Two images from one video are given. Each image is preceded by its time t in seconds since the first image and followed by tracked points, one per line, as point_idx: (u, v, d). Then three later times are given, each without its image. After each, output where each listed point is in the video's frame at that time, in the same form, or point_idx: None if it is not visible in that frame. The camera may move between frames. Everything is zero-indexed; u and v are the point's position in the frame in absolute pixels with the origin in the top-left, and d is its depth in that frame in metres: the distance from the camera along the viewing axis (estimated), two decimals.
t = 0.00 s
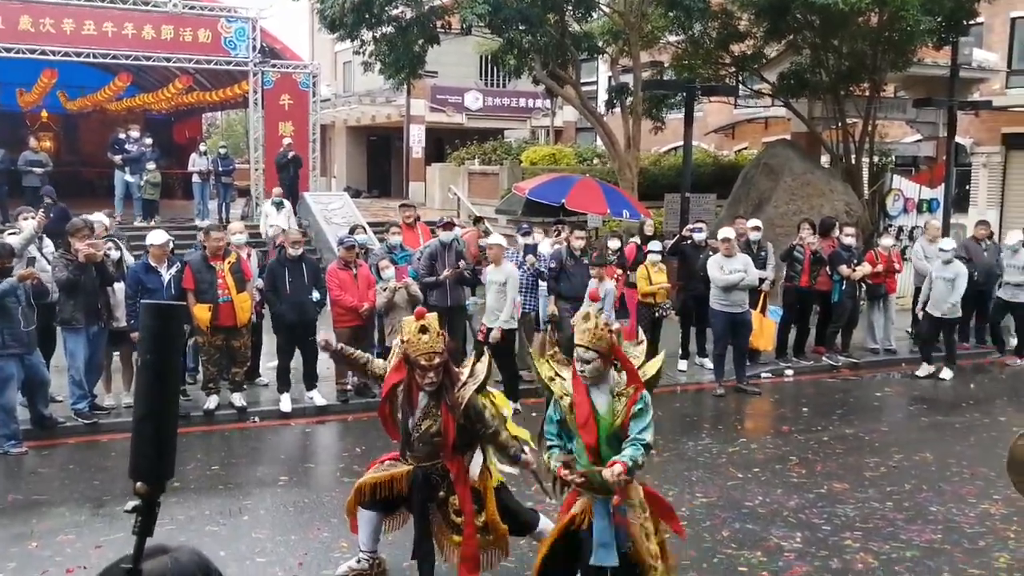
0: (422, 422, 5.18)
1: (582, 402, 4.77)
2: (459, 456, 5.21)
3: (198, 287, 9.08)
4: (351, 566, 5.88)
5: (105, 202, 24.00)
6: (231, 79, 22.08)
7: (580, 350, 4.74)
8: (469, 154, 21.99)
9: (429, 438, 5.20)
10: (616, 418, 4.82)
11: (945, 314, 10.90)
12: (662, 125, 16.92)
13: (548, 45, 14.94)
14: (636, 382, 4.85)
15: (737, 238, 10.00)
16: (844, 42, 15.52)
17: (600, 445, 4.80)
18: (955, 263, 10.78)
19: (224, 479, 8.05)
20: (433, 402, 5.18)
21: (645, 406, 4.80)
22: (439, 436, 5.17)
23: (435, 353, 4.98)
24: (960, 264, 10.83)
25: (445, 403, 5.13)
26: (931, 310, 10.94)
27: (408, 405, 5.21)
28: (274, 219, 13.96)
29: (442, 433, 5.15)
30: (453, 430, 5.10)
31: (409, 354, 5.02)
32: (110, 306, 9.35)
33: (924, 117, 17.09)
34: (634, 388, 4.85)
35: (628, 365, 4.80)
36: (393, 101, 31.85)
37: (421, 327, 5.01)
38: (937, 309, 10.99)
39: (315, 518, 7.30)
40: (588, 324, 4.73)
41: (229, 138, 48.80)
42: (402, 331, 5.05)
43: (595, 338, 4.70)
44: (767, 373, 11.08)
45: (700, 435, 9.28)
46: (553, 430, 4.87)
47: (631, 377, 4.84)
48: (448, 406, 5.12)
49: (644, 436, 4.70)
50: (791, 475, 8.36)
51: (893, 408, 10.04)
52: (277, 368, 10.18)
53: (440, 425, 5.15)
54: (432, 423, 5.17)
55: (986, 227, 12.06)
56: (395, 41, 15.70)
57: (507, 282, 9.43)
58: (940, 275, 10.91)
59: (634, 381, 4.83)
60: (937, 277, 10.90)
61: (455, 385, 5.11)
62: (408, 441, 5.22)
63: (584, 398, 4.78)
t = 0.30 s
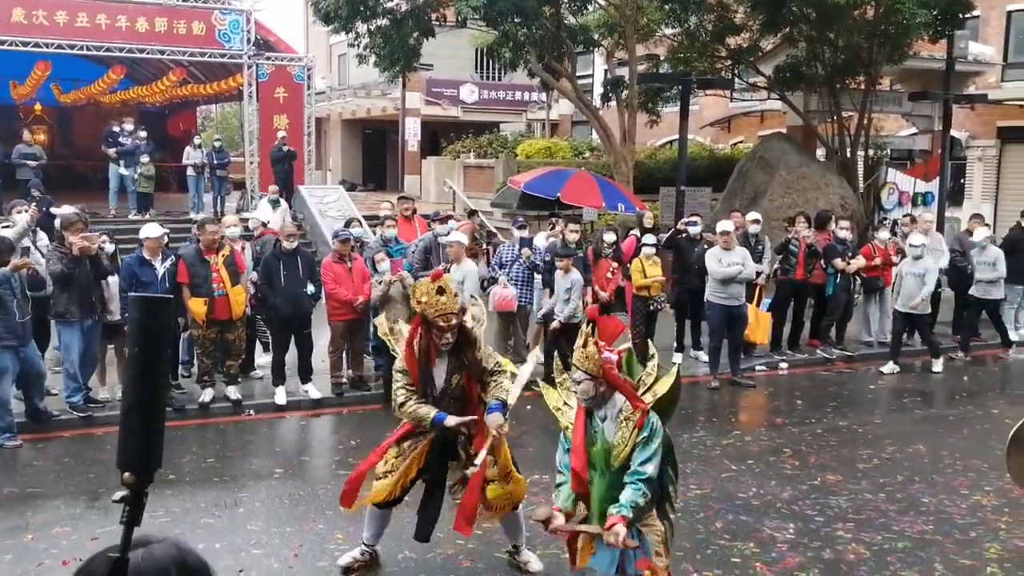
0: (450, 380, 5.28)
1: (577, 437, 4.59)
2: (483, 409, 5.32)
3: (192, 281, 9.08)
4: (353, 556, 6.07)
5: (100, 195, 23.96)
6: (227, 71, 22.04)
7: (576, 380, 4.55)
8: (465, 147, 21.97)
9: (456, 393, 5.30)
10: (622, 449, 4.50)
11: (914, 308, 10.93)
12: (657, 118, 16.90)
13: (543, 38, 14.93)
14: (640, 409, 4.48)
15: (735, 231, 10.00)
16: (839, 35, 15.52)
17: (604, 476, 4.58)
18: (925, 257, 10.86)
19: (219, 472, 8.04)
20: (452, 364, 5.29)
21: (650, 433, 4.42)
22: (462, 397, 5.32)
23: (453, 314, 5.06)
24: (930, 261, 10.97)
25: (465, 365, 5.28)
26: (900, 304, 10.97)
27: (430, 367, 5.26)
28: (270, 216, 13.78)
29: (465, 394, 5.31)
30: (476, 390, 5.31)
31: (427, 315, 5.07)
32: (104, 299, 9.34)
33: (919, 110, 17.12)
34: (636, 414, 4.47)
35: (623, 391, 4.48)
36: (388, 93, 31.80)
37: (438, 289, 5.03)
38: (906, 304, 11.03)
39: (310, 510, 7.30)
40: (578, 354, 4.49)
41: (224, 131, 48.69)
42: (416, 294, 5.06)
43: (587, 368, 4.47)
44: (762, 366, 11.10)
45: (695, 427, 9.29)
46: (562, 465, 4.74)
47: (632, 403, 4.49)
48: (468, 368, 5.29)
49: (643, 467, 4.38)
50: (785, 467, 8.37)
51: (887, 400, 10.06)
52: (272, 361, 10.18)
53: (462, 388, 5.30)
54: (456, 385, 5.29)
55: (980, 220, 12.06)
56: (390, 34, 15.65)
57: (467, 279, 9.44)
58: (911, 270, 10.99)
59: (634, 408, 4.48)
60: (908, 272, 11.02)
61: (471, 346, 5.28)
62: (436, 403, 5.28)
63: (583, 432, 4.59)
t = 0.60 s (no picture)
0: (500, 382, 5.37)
1: (572, 450, 4.21)
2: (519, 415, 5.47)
3: (190, 285, 9.08)
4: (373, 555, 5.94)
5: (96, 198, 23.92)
6: (223, 74, 22.03)
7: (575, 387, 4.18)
8: (462, 151, 21.99)
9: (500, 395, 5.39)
10: (622, 462, 4.19)
11: (884, 313, 10.77)
12: (654, 121, 16.92)
13: (540, 42, 14.95)
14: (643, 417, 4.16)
15: (736, 234, 10.03)
16: (836, 38, 15.59)
17: (601, 492, 4.23)
18: (898, 260, 10.74)
19: (216, 475, 8.03)
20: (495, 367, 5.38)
21: (653, 445, 4.10)
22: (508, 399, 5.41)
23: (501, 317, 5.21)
24: (903, 263, 10.86)
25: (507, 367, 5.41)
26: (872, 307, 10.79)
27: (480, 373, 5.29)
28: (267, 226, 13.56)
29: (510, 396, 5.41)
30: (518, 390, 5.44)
31: (478, 319, 5.15)
32: (100, 303, 9.33)
33: (915, 113, 17.17)
34: (640, 424, 4.16)
35: (632, 401, 4.14)
36: (385, 96, 31.79)
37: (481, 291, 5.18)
38: (878, 308, 10.86)
39: (307, 513, 7.29)
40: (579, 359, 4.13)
41: (220, 134, 48.67)
42: (463, 299, 5.17)
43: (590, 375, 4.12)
44: (759, 368, 11.11)
45: (691, 430, 9.30)
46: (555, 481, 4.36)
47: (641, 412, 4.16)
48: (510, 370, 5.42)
49: (643, 482, 4.05)
50: (782, 470, 8.39)
51: (882, 402, 10.09)
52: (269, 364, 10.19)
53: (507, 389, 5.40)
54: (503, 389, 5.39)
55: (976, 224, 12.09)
56: (387, 36, 15.63)
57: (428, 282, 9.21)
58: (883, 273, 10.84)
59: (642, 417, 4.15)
60: (882, 275, 10.88)
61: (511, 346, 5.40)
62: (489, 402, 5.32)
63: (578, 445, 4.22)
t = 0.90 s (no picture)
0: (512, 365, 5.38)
1: (582, 451, 3.90)
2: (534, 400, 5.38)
3: (182, 286, 9.08)
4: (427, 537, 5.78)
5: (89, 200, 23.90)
6: (216, 76, 22.05)
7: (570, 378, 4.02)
8: (455, 152, 22.00)
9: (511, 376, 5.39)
10: (634, 452, 3.93)
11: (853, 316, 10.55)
12: (646, 122, 16.95)
13: (533, 43, 14.97)
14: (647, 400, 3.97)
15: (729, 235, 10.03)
16: (827, 39, 15.63)
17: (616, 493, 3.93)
18: (867, 264, 10.44)
19: (209, 476, 8.04)
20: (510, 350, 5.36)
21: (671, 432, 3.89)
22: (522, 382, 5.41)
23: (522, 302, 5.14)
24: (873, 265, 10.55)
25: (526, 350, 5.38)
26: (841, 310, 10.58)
27: (490, 354, 5.31)
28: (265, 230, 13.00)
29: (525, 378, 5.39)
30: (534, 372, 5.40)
31: (492, 303, 5.11)
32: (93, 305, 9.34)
33: (907, 115, 17.22)
34: (652, 411, 3.94)
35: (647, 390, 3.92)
36: (378, 97, 31.80)
37: (502, 277, 5.11)
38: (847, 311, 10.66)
39: (299, 514, 7.29)
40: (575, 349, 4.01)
41: (213, 136, 48.69)
42: (481, 281, 5.13)
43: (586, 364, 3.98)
44: (751, 369, 11.14)
45: (684, 431, 9.31)
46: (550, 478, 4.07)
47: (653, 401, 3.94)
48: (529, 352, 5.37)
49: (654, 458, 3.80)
50: (773, 470, 8.40)
51: (876, 403, 10.10)
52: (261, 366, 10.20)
53: (522, 371, 5.40)
54: (518, 371, 5.39)
55: (966, 226, 12.14)
56: (380, 38, 15.65)
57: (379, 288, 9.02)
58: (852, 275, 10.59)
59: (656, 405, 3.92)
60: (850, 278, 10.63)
61: (532, 334, 5.38)
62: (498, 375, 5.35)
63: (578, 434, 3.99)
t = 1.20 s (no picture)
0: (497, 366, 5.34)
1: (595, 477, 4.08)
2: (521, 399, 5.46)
3: (163, 284, 9.04)
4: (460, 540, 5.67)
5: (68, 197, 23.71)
6: (197, 73, 21.97)
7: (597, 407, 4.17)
8: (438, 150, 21.99)
9: (500, 377, 5.35)
10: (644, 485, 4.13)
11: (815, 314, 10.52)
12: (628, 121, 17.00)
13: (515, 41, 14.98)
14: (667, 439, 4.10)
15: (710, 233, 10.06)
16: (807, 39, 15.71)
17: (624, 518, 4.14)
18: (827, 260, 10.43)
19: (190, 475, 8.01)
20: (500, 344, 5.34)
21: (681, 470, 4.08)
22: (513, 377, 5.40)
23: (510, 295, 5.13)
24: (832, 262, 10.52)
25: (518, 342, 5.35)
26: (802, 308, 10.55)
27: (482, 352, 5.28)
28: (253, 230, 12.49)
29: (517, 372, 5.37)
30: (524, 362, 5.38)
31: (478, 299, 5.10)
32: (73, 303, 9.29)
33: (886, 113, 17.36)
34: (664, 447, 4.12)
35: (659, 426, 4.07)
36: (360, 95, 31.73)
37: (488, 272, 5.10)
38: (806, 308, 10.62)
39: (281, 514, 7.29)
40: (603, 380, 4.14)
41: (194, 133, 48.45)
42: (467, 278, 5.10)
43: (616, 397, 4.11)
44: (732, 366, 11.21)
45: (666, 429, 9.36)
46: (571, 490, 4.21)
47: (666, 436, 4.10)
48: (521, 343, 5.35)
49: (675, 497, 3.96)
50: (755, 467, 8.46)
51: (855, 400, 10.18)
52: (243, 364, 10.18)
53: (514, 365, 5.38)
54: (509, 367, 5.37)
55: (944, 223, 12.18)
56: (362, 36, 15.61)
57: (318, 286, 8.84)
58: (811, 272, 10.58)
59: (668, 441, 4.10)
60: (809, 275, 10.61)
61: (520, 333, 5.35)
62: (484, 382, 5.30)
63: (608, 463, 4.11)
